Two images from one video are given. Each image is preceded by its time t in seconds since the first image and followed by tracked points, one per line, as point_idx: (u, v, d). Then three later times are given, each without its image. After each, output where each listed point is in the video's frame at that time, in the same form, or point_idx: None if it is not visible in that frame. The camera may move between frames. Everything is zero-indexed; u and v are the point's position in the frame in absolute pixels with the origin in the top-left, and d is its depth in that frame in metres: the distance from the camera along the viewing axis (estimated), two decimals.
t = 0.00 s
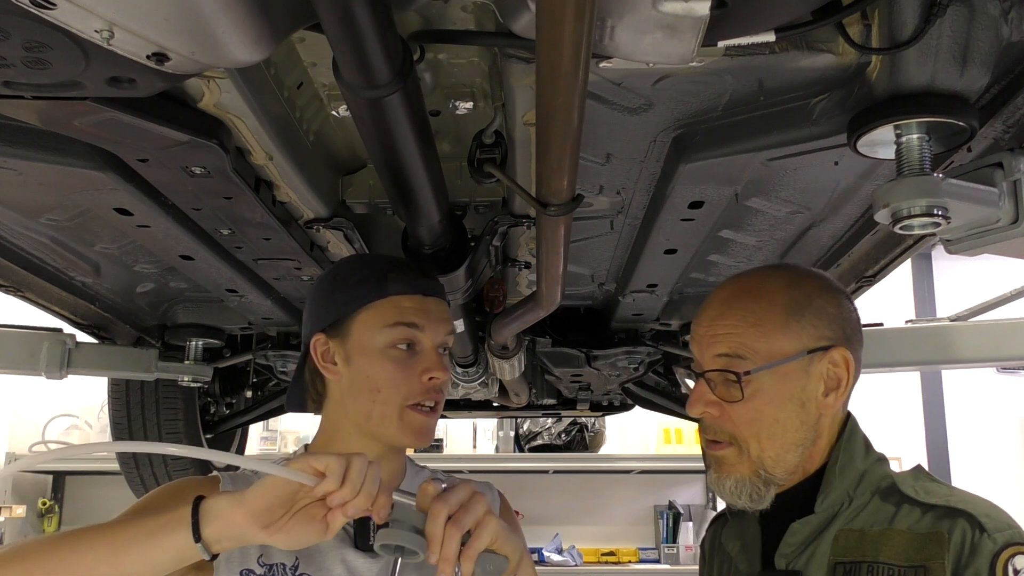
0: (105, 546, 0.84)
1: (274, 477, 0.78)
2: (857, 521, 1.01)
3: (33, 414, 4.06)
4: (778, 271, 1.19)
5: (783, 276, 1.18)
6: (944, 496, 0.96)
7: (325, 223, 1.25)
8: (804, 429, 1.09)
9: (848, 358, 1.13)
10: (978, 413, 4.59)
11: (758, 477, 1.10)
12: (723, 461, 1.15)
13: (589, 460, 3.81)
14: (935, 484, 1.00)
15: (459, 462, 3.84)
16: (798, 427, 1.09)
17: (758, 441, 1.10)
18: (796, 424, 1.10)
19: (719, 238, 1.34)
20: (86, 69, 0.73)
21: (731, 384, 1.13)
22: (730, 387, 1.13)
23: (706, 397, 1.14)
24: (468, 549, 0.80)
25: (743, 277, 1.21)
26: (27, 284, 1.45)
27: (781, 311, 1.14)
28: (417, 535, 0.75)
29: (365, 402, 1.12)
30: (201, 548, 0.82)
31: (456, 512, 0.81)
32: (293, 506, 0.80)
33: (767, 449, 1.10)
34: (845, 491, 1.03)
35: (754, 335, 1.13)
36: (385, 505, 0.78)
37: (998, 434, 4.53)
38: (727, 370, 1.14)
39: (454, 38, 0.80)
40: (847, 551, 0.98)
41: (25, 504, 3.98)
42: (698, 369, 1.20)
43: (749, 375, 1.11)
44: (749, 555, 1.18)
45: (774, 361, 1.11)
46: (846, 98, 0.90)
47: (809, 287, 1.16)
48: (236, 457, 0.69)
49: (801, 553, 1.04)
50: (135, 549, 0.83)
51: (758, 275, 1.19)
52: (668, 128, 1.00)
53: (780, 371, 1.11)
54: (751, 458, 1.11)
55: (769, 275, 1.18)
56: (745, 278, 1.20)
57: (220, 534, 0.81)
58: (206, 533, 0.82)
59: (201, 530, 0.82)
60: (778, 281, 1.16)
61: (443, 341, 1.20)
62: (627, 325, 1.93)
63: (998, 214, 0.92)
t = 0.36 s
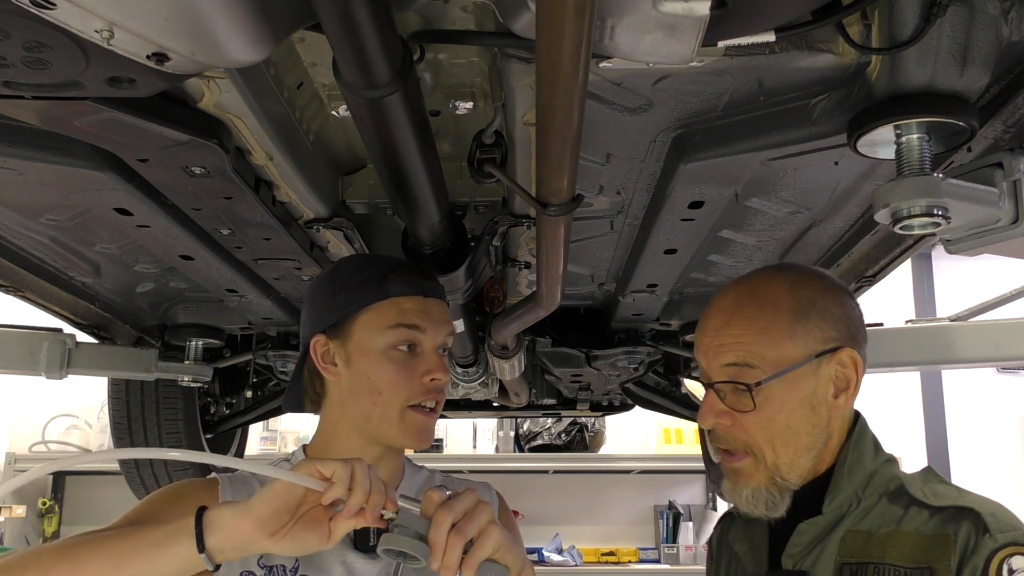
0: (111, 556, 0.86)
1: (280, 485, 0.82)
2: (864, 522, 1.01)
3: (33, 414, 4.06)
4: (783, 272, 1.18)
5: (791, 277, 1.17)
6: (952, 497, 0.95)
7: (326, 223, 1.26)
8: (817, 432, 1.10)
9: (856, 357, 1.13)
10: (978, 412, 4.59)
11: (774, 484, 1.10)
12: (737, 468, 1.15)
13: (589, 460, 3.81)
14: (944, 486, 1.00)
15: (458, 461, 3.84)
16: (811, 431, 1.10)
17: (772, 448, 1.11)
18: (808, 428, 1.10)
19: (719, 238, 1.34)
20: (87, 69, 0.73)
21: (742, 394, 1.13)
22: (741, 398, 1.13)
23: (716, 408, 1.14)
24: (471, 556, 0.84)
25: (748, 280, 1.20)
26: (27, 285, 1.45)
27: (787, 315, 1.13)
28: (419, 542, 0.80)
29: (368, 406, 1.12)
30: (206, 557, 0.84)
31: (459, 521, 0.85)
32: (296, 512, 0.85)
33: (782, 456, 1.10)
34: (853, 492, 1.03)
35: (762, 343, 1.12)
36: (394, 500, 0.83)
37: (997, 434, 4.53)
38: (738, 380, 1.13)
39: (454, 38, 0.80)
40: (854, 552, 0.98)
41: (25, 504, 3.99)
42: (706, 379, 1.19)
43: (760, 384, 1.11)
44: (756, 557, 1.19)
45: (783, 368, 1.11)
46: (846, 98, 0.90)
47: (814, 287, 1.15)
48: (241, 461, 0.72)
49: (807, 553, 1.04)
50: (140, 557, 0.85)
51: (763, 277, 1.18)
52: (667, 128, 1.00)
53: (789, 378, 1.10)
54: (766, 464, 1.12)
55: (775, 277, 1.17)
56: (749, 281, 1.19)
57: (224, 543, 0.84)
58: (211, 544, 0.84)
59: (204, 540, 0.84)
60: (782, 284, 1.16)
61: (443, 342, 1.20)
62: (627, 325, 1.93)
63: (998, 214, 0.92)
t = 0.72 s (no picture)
0: (116, 559, 0.86)
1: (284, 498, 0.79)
2: (862, 524, 1.01)
3: (34, 412, 4.06)
4: (776, 272, 1.18)
5: (784, 277, 1.17)
6: (950, 497, 0.95)
7: (325, 223, 1.25)
8: (807, 432, 1.09)
9: (849, 357, 1.12)
10: (978, 412, 4.59)
11: (763, 483, 1.11)
12: (728, 468, 1.16)
13: (589, 460, 3.81)
14: (943, 485, 0.99)
15: (459, 461, 3.84)
16: (801, 431, 1.09)
17: (760, 447, 1.11)
18: (798, 427, 1.10)
19: (719, 238, 1.34)
20: (86, 69, 0.73)
21: (731, 392, 1.13)
22: (730, 396, 1.13)
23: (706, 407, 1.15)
24: (474, 570, 0.85)
25: (743, 280, 1.20)
26: (27, 285, 1.45)
27: (778, 315, 1.13)
28: (423, 557, 0.82)
29: (360, 411, 1.13)
30: (207, 559, 0.84)
31: (462, 535, 0.86)
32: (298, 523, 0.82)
33: (770, 455, 1.10)
34: (851, 493, 1.03)
35: (752, 342, 1.13)
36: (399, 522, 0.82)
37: (997, 434, 4.53)
38: (727, 379, 1.14)
39: (454, 38, 0.80)
40: (852, 553, 0.98)
41: (25, 504, 3.98)
42: (699, 378, 1.20)
43: (749, 383, 1.12)
44: (756, 556, 1.19)
45: (773, 367, 1.11)
46: (846, 98, 0.90)
47: (806, 288, 1.15)
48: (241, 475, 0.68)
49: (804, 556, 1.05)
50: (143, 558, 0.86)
51: (756, 278, 1.19)
52: (667, 128, 1.00)
53: (780, 377, 1.11)
54: (755, 463, 1.12)
55: (768, 278, 1.17)
56: (743, 281, 1.20)
57: (226, 546, 0.83)
58: (212, 546, 0.84)
59: (206, 542, 0.84)
60: (775, 284, 1.16)
61: (437, 346, 1.19)
62: (627, 326, 1.93)
63: (998, 214, 0.92)
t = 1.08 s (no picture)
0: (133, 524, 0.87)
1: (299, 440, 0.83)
2: (870, 524, 1.01)
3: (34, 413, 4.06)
4: (787, 268, 1.19)
5: (795, 274, 1.17)
6: (960, 500, 0.95)
7: (325, 223, 1.26)
8: (809, 429, 1.10)
9: (858, 358, 1.12)
10: (978, 412, 4.59)
11: (759, 474, 1.11)
12: (726, 456, 1.16)
13: (589, 460, 3.81)
14: (951, 486, 1.01)
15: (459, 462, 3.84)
16: (802, 426, 1.10)
17: (760, 437, 1.11)
18: (800, 422, 1.10)
19: (718, 238, 1.34)
20: (87, 69, 0.73)
21: (737, 379, 1.13)
22: (736, 381, 1.13)
23: (711, 393, 1.15)
24: (485, 521, 0.84)
25: (755, 273, 1.21)
26: (27, 285, 1.45)
27: (786, 308, 1.14)
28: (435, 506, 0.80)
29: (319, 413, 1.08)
30: (229, 512, 0.86)
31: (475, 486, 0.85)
32: (317, 471, 0.85)
33: (769, 446, 1.10)
34: (859, 493, 1.03)
35: (761, 332, 1.13)
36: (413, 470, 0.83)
37: (997, 434, 4.53)
38: (733, 365, 1.14)
39: (454, 38, 0.80)
40: (860, 554, 0.98)
41: (25, 504, 3.98)
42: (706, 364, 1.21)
43: (754, 370, 1.12)
44: (761, 554, 1.18)
45: (781, 358, 1.12)
46: (846, 98, 0.90)
47: (818, 288, 1.15)
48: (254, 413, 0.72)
49: (812, 555, 1.04)
50: (167, 517, 0.87)
51: (768, 272, 1.19)
52: (667, 128, 1.00)
53: (788, 369, 1.11)
54: (754, 453, 1.12)
55: (780, 272, 1.18)
56: (755, 274, 1.20)
57: (247, 498, 0.86)
58: (234, 497, 0.86)
59: (228, 494, 0.86)
60: (786, 278, 1.16)
61: (393, 354, 1.10)
62: (627, 325, 1.93)
63: (998, 214, 0.92)
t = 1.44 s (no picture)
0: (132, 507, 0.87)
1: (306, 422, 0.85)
2: (871, 524, 1.01)
3: (34, 413, 4.06)
4: (782, 267, 1.19)
5: (797, 274, 1.17)
6: (964, 500, 0.95)
7: (325, 223, 1.25)
8: (797, 428, 1.10)
9: (847, 360, 1.11)
10: (978, 412, 4.59)
11: (749, 468, 1.14)
12: (720, 452, 1.19)
13: (589, 460, 3.81)
14: (954, 486, 1.01)
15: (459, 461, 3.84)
16: (788, 424, 1.11)
17: (749, 434, 1.14)
18: (786, 419, 1.11)
19: (719, 238, 1.34)
20: (86, 69, 0.73)
21: (724, 374, 1.17)
22: (724, 376, 1.17)
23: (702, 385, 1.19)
24: (489, 513, 0.88)
25: (753, 272, 1.22)
26: (27, 285, 1.45)
27: (775, 306, 1.15)
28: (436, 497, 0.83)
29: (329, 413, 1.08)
30: (228, 496, 0.87)
31: (481, 477, 0.88)
32: (315, 454, 0.87)
33: (757, 443, 1.13)
34: (861, 493, 1.03)
35: (749, 330, 1.15)
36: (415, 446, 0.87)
37: (997, 434, 4.53)
38: (722, 359, 1.18)
39: (454, 38, 0.80)
40: (863, 554, 0.98)
41: (25, 504, 3.98)
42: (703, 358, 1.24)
43: (739, 365, 1.15)
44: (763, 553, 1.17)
45: (766, 355, 1.13)
46: (846, 98, 0.90)
47: (814, 287, 1.15)
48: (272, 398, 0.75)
49: (814, 555, 1.04)
50: (165, 502, 0.87)
51: (764, 270, 1.20)
52: (667, 128, 1.00)
53: (774, 366, 1.13)
54: (743, 448, 1.15)
55: (772, 271, 1.19)
56: (750, 273, 1.21)
57: (246, 483, 0.87)
58: (234, 482, 0.87)
59: (227, 479, 0.86)
60: (777, 278, 1.17)
61: (403, 347, 1.12)
62: (627, 325, 1.93)
63: (998, 214, 0.92)
